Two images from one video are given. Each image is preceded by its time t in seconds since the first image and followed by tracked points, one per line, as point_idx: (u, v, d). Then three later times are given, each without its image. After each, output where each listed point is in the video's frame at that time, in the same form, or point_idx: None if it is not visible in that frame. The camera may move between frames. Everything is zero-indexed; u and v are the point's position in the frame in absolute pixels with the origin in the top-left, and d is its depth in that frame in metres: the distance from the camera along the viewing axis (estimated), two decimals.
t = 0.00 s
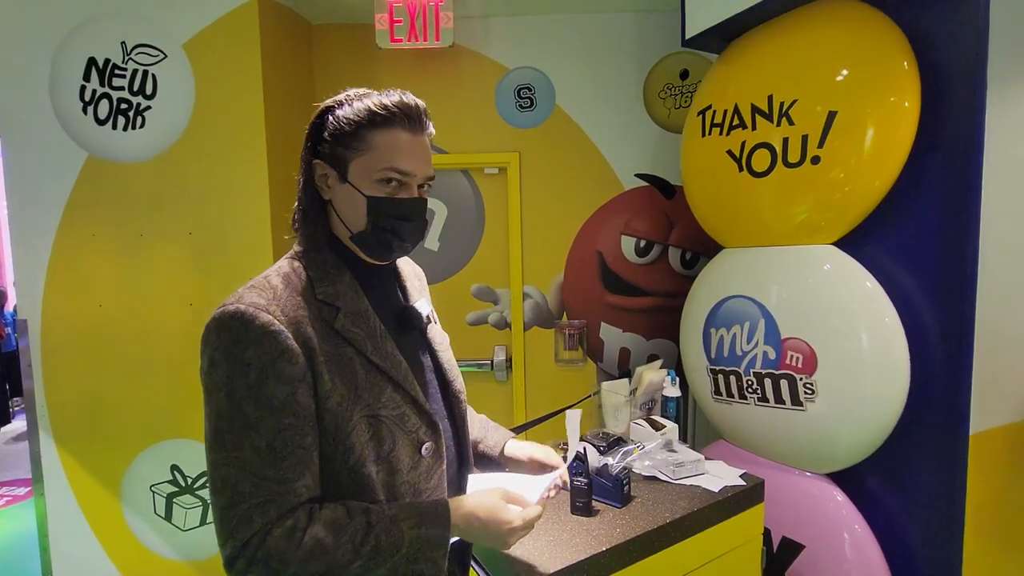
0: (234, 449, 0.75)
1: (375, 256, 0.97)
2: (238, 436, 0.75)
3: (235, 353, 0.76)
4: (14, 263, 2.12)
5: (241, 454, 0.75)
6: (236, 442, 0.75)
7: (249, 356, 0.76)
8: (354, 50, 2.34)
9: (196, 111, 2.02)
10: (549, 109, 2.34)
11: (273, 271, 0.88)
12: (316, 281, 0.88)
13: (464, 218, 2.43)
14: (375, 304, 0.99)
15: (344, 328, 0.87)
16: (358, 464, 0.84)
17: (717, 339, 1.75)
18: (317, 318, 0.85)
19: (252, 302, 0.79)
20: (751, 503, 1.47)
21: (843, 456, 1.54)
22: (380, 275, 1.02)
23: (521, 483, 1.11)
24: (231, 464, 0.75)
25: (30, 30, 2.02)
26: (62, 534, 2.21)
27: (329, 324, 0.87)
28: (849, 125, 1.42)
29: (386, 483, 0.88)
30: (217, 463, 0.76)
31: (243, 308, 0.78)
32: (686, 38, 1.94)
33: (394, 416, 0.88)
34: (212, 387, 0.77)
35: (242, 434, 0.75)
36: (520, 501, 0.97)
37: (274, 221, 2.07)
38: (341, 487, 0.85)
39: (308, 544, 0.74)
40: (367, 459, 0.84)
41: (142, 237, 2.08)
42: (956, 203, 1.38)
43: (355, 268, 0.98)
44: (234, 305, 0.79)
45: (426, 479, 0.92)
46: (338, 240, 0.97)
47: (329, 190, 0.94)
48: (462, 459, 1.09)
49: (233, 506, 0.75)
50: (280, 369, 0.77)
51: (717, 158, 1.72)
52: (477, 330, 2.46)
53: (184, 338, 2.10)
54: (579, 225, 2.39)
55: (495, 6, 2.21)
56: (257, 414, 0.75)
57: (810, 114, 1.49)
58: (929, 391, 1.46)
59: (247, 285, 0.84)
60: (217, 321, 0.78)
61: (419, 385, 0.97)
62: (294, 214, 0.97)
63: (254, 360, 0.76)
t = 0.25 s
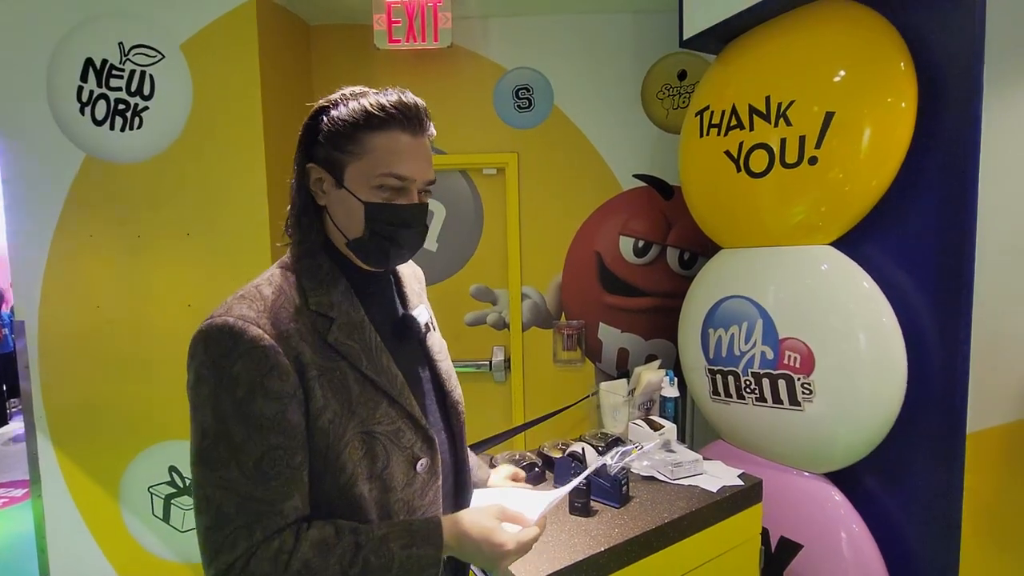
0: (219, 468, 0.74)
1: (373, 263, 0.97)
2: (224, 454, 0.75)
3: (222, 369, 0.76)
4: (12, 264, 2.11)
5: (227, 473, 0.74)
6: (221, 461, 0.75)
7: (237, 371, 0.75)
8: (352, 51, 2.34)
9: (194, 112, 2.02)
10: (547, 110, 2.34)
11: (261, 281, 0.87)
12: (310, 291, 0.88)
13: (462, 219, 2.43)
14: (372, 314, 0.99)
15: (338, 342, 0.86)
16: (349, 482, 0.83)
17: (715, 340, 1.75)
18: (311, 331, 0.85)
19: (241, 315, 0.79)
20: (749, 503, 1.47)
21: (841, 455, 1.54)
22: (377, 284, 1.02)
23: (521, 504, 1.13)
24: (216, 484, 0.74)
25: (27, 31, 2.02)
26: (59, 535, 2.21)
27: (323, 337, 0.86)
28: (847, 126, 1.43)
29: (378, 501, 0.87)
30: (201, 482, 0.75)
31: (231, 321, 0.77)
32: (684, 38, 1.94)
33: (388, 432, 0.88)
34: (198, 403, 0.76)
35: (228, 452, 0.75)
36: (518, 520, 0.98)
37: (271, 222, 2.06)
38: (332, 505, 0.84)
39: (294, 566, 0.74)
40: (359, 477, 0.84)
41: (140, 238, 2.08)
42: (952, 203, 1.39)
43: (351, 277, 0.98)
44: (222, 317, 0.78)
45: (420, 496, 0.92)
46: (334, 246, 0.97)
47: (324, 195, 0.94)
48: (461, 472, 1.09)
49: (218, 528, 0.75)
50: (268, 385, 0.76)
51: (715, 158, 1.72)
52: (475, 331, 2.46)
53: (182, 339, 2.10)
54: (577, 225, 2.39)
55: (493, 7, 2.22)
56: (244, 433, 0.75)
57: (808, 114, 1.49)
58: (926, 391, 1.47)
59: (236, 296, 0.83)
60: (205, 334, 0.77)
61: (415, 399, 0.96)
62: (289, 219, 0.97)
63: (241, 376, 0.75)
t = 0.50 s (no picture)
0: (214, 487, 0.74)
1: (385, 276, 0.97)
2: (219, 472, 0.74)
3: (218, 384, 0.75)
4: (9, 265, 2.11)
5: (221, 491, 0.74)
6: (216, 479, 0.74)
7: (234, 386, 0.75)
8: (350, 52, 2.34)
9: (192, 114, 2.02)
10: (545, 111, 2.35)
11: (257, 293, 0.86)
12: (309, 303, 0.88)
13: (460, 220, 2.43)
14: (370, 324, 0.98)
15: (337, 355, 0.86)
16: (346, 500, 0.83)
17: (713, 340, 1.75)
18: (310, 344, 0.85)
19: (240, 327, 0.78)
20: (747, 503, 1.48)
21: (838, 455, 1.54)
22: (380, 294, 1.01)
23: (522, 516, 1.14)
24: (209, 503, 0.73)
25: (24, 32, 2.01)
26: (57, 537, 2.20)
27: (321, 350, 0.86)
28: (843, 127, 1.43)
29: (375, 518, 0.87)
30: (194, 500, 0.74)
31: (230, 333, 0.77)
32: (681, 40, 1.94)
33: (386, 448, 0.87)
34: (192, 419, 0.75)
35: (224, 470, 0.74)
36: (518, 534, 0.99)
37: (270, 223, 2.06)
38: (329, 523, 0.84)
39: None
40: (356, 494, 0.84)
41: (137, 240, 2.08)
42: (949, 204, 1.39)
43: (352, 289, 0.98)
44: (220, 330, 0.77)
45: (418, 513, 0.92)
46: (346, 258, 0.96)
47: (337, 208, 0.93)
48: (458, 484, 1.09)
49: (210, 548, 0.74)
50: (266, 402, 0.76)
51: (713, 160, 1.73)
52: (473, 332, 2.46)
53: (179, 341, 2.10)
54: (575, 226, 2.39)
55: (491, 8, 2.22)
56: (240, 450, 0.74)
57: (805, 115, 1.50)
58: (923, 391, 1.47)
59: (232, 307, 0.83)
60: (200, 348, 0.76)
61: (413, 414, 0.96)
62: (296, 231, 0.95)
63: (239, 391, 0.75)
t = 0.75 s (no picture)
0: (214, 482, 0.74)
1: (395, 278, 0.98)
2: (219, 467, 0.74)
3: (223, 378, 0.75)
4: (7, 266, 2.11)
5: (221, 486, 0.73)
6: (216, 474, 0.74)
7: (238, 381, 0.75)
8: (349, 53, 2.34)
9: (190, 115, 2.02)
10: (544, 112, 2.35)
11: (262, 288, 0.87)
12: (313, 300, 0.88)
13: (459, 221, 2.43)
14: (373, 323, 0.99)
15: (340, 353, 0.86)
16: (346, 501, 0.83)
17: (712, 340, 1.75)
18: (314, 340, 0.85)
19: (245, 322, 0.78)
20: (746, 504, 1.48)
21: (837, 456, 1.54)
22: (384, 294, 1.02)
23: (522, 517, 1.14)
24: (208, 498, 0.73)
25: (22, 33, 2.01)
26: (55, 538, 2.20)
27: (325, 347, 0.86)
28: (841, 127, 1.43)
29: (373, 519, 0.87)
30: (193, 494, 0.74)
31: (235, 327, 0.77)
32: (679, 41, 1.95)
33: (388, 448, 0.87)
34: (194, 413, 0.75)
35: (224, 465, 0.74)
36: (517, 539, 0.97)
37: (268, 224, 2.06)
38: (328, 524, 0.84)
39: None
40: (356, 495, 0.84)
41: (136, 241, 2.07)
42: (947, 204, 1.39)
43: (358, 289, 0.97)
44: (225, 324, 0.77)
45: (418, 515, 0.91)
46: (357, 259, 0.96)
47: (352, 209, 0.93)
48: (458, 484, 1.09)
49: (207, 545, 0.73)
50: (270, 397, 0.75)
51: (711, 160, 1.73)
52: (472, 333, 2.46)
53: (178, 342, 2.10)
54: (574, 227, 2.40)
55: (489, 9, 2.22)
56: (241, 446, 0.74)
57: (803, 116, 1.50)
58: (921, 391, 1.47)
59: (237, 302, 0.83)
60: (205, 341, 0.76)
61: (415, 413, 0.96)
62: (308, 231, 0.94)
63: (243, 387, 0.75)
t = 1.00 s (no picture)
0: (217, 481, 0.74)
1: (369, 273, 0.96)
2: (221, 466, 0.74)
3: (222, 377, 0.75)
4: (7, 267, 2.11)
5: (223, 485, 0.73)
6: (218, 472, 0.74)
7: (237, 379, 0.75)
8: (349, 54, 2.34)
9: (190, 116, 2.02)
10: (543, 112, 2.35)
11: (262, 288, 0.87)
12: (314, 298, 0.88)
13: (458, 221, 2.43)
14: (375, 320, 0.99)
15: (341, 350, 0.86)
16: (350, 496, 0.82)
17: (712, 341, 1.75)
18: (313, 338, 0.85)
19: (244, 321, 0.78)
20: (746, 504, 1.48)
21: (837, 456, 1.54)
22: (383, 292, 1.02)
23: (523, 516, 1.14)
24: (211, 497, 0.73)
25: (21, 34, 2.01)
26: (54, 540, 2.20)
27: (325, 345, 0.86)
28: (840, 127, 1.43)
29: (379, 516, 0.87)
30: (196, 494, 0.74)
31: (233, 327, 0.77)
32: (679, 41, 1.95)
33: (391, 444, 0.87)
34: (196, 413, 0.75)
35: (226, 464, 0.74)
36: (521, 531, 0.97)
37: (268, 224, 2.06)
38: (334, 520, 0.84)
39: None
40: (359, 491, 0.83)
41: (135, 242, 2.07)
42: (946, 204, 1.39)
43: (355, 286, 0.98)
44: (224, 324, 0.78)
45: (424, 511, 0.91)
46: (333, 256, 0.97)
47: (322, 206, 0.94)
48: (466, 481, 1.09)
49: (212, 544, 0.73)
50: (270, 395, 0.75)
51: (710, 160, 1.73)
52: (472, 333, 2.46)
53: (178, 342, 2.09)
54: (573, 228, 2.40)
55: (489, 10, 2.22)
56: (243, 444, 0.74)
57: (802, 116, 1.50)
58: (920, 391, 1.47)
59: (237, 302, 0.83)
60: (205, 341, 0.77)
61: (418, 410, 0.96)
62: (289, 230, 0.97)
63: (242, 385, 0.75)
